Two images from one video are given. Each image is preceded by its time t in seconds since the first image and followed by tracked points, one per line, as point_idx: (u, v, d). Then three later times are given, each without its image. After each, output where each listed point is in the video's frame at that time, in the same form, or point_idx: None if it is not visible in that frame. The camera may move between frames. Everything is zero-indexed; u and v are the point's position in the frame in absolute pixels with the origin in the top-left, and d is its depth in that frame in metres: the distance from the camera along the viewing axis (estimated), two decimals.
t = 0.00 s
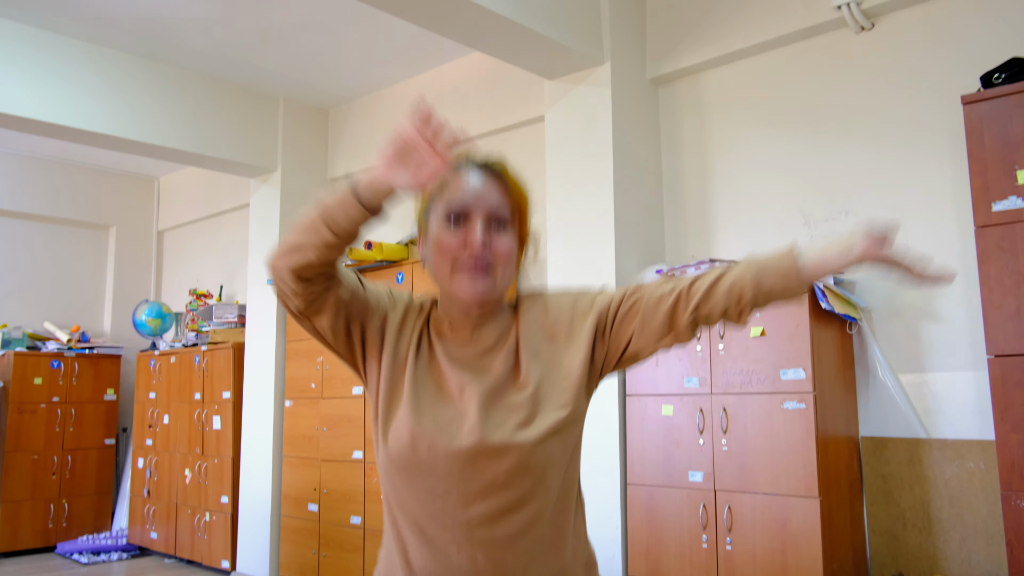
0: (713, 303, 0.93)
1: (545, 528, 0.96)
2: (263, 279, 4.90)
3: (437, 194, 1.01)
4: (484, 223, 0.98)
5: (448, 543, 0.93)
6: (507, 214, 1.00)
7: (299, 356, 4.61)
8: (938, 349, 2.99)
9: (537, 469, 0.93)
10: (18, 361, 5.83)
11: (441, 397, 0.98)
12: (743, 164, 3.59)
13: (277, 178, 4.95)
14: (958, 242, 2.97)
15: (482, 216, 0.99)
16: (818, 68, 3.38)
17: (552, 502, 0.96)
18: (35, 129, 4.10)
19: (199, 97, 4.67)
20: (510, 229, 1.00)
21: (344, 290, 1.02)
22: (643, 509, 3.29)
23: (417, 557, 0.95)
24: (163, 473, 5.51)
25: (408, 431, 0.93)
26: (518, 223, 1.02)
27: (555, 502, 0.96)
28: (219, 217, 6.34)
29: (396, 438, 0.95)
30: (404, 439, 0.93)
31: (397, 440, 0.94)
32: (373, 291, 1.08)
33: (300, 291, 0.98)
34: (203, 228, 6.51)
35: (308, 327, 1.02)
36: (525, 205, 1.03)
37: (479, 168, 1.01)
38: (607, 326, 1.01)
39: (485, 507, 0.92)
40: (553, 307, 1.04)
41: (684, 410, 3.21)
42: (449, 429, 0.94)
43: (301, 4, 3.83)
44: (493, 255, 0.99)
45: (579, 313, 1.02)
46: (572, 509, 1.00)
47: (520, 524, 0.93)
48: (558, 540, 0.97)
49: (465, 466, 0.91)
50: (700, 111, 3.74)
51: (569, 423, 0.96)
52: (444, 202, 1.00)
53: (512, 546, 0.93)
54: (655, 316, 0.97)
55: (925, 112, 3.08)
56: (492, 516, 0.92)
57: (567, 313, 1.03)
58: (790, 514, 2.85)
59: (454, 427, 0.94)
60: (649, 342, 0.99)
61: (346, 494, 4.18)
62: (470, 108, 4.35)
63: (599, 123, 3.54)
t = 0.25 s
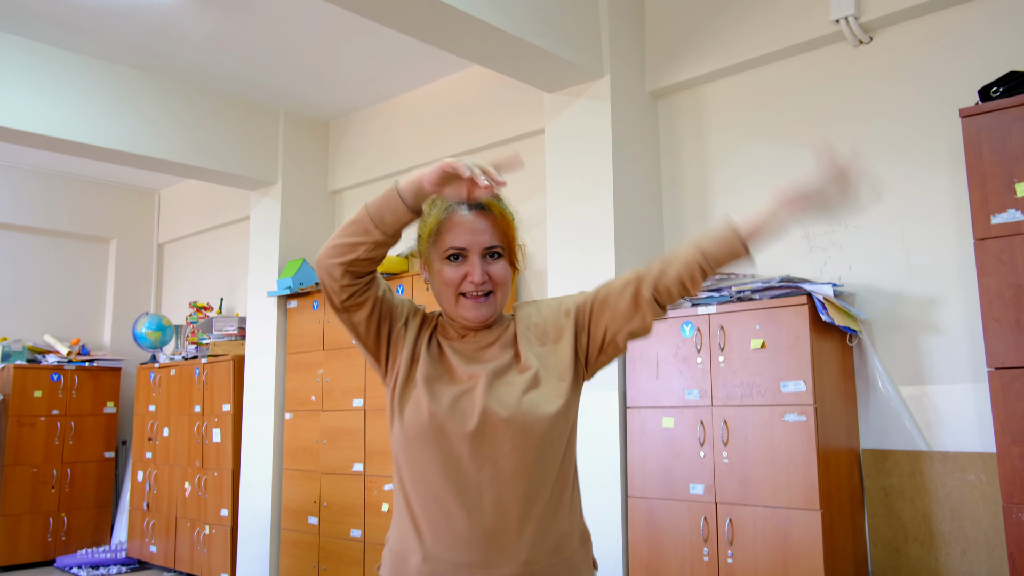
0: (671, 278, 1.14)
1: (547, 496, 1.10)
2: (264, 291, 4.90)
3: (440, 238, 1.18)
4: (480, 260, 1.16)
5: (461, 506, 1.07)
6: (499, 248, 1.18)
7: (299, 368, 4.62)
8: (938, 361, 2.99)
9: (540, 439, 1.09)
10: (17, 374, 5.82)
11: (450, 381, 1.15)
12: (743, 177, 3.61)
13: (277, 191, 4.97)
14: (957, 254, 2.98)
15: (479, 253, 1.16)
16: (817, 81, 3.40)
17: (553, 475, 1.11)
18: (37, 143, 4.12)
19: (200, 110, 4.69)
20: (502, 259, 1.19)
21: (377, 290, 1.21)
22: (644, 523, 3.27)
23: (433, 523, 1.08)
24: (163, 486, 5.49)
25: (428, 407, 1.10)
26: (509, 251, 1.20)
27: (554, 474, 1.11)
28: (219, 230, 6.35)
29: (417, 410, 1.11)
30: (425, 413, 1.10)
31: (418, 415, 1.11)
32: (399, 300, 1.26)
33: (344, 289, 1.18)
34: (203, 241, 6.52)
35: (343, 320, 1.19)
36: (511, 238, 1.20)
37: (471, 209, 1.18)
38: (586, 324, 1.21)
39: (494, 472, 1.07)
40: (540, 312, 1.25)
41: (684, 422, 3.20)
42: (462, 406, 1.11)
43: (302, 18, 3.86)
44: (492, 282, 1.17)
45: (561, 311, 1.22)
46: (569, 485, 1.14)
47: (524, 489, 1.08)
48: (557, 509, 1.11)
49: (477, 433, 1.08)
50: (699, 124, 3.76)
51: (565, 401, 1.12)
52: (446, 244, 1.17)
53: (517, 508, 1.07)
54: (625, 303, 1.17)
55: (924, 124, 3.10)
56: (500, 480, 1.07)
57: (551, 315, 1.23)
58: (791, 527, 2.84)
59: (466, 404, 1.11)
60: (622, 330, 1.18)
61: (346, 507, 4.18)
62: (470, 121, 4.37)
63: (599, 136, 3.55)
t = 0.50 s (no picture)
0: (616, 267, 1.10)
1: (545, 508, 1.11)
2: (265, 298, 4.90)
3: (450, 252, 1.23)
4: (487, 264, 1.19)
5: (464, 524, 1.09)
6: (505, 257, 1.22)
7: (301, 375, 4.61)
8: (941, 367, 2.98)
9: (543, 461, 1.08)
10: (19, 382, 5.82)
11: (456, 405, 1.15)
12: (744, 183, 3.60)
13: (278, 197, 4.97)
14: (960, 260, 2.97)
15: (485, 260, 1.20)
16: (819, 87, 3.39)
17: (552, 486, 1.12)
18: (39, 151, 4.13)
19: (201, 117, 4.69)
20: (508, 268, 1.22)
21: (374, 316, 1.22)
22: (646, 530, 3.26)
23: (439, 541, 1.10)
24: (164, 493, 5.49)
25: (435, 437, 1.10)
26: (514, 260, 1.23)
27: (554, 487, 1.11)
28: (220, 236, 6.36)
29: (425, 438, 1.11)
30: (432, 439, 1.10)
31: (424, 440, 1.11)
32: (402, 322, 1.27)
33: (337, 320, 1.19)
34: (204, 247, 6.52)
35: (350, 354, 1.21)
36: (517, 249, 1.24)
37: (475, 225, 1.24)
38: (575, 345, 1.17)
39: (495, 494, 1.08)
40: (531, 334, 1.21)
41: (687, 429, 3.19)
42: (464, 431, 1.10)
43: (304, 25, 3.86)
44: (498, 288, 1.19)
45: (550, 333, 1.19)
46: (568, 495, 1.15)
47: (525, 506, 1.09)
48: (557, 521, 1.12)
49: (478, 458, 1.08)
50: (701, 130, 3.76)
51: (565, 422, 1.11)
52: (455, 256, 1.22)
53: (517, 525, 1.08)
54: (601, 317, 1.12)
55: (927, 129, 3.09)
56: (501, 500, 1.08)
57: (542, 336, 1.20)
58: (794, 533, 2.83)
59: (468, 429, 1.11)
60: (609, 346, 1.14)
61: (347, 514, 4.17)
62: (471, 127, 4.37)
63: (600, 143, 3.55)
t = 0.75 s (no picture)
0: (582, 265, 1.10)
1: (526, 484, 1.13)
2: (267, 295, 4.91)
3: (451, 247, 1.23)
4: (485, 259, 1.18)
5: (448, 493, 1.13)
6: (504, 251, 1.20)
7: (303, 373, 4.61)
8: (944, 364, 2.98)
9: (520, 435, 1.11)
10: (22, 380, 5.82)
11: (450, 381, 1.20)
12: (747, 179, 3.59)
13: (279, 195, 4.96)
14: (964, 257, 2.96)
15: (485, 255, 1.19)
16: (822, 84, 3.38)
17: (534, 462, 1.13)
18: (40, 149, 4.12)
19: (203, 115, 4.69)
20: (507, 261, 1.20)
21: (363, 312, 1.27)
22: (648, 528, 3.26)
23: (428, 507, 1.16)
24: (167, 491, 5.50)
25: (424, 411, 1.15)
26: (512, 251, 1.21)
27: (536, 462, 1.13)
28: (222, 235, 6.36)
29: (416, 412, 1.17)
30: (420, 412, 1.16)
31: (416, 415, 1.17)
32: (398, 315, 1.31)
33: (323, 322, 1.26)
34: (206, 246, 6.52)
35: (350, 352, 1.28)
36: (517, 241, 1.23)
37: (474, 220, 1.22)
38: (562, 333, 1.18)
39: (475, 466, 1.11)
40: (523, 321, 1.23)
41: (689, 426, 3.19)
42: (450, 405, 1.15)
43: (305, 22, 3.85)
44: (496, 281, 1.18)
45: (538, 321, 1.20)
46: (551, 470, 1.16)
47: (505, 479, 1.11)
48: (538, 494, 1.14)
49: (459, 430, 1.12)
50: (703, 127, 3.75)
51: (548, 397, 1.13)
52: (455, 251, 1.21)
53: (496, 495, 1.11)
54: (579, 308, 1.13)
55: (930, 126, 3.08)
56: (481, 471, 1.11)
57: (533, 323, 1.22)
58: (797, 530, 2.83)
59: (454, 403, 1.15)
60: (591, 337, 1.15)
61: (349, 511, 4.18)
62: (473, 124, 4.37)
63: (603, 140, 3.54)
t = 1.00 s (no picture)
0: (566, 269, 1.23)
1: (524, 473, 1.24)
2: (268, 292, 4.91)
3: (446, 261, 1.37)
4: (477, 259, 1.33)
5: (453, 480, 1.24)
6: (491, 249, 1.36)
7: (304, 369, 4.62)
8: (946, 359, 2.98)
9: (521, 430, 1.22)
10: (23, 377, 5.83)
11: (456, 378, 1.30)
12: (748, 174, 3.59)
13: (280, 191, 4.96)
14: (965, 251, 2.96)
15: (475, 257, 1.34)
16: (824, 78, 3.37)
17: (533, 454, 1.25)
18: (41, 145, 4.12)
19: (203, 111, 4.68)
20: (496, 258, 1.35)
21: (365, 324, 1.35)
22: (650, 522, 3.25)
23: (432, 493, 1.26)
24: (168, 487, 5.51)
25: (435, 405, 1.26)
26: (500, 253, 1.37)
27: (534, 456, 1.25)
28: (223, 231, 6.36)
29: (427, 406, 1.28)
30: (431, 406, 1.27)
31: (426, 407, 1.28)
32: (399, 322, 1.39)
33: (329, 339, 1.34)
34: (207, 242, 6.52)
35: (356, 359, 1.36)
36: (500, 242, 1.38)
37: (463, 232, 1.39)
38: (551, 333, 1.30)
39: (479, 456, 1.22)
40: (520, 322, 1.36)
41: (691, 421, 3.19)
42: (458, 400, 1.26)
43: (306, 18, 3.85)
44: (490, 276, 1.33)
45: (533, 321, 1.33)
46: (546, 464, 1.28)
47: (505, 470, 1.22)
48: (534, 485, 1.25)
49: (465, 423, 1.23)
50: (705, 122, 3.74)
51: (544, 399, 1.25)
52: (450, 263, 1.36)
53: (496, 484, 1.22)
54: (564, 310, 1.26)
55: (932, 120, 3.07)
56: (484, 461, 1.22)
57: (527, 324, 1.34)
58: (798, 525, 2.83)
59: (461, 399, 1.26)
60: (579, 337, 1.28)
61: (351, 507, 4.18)
62: (474, 120, 4.36)
63: (604, 136, 3.54)
